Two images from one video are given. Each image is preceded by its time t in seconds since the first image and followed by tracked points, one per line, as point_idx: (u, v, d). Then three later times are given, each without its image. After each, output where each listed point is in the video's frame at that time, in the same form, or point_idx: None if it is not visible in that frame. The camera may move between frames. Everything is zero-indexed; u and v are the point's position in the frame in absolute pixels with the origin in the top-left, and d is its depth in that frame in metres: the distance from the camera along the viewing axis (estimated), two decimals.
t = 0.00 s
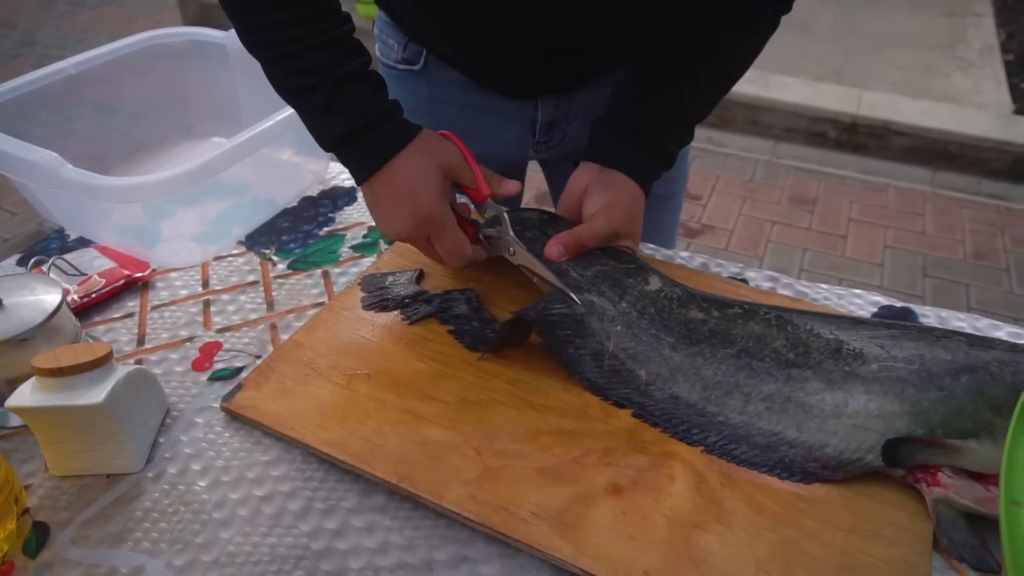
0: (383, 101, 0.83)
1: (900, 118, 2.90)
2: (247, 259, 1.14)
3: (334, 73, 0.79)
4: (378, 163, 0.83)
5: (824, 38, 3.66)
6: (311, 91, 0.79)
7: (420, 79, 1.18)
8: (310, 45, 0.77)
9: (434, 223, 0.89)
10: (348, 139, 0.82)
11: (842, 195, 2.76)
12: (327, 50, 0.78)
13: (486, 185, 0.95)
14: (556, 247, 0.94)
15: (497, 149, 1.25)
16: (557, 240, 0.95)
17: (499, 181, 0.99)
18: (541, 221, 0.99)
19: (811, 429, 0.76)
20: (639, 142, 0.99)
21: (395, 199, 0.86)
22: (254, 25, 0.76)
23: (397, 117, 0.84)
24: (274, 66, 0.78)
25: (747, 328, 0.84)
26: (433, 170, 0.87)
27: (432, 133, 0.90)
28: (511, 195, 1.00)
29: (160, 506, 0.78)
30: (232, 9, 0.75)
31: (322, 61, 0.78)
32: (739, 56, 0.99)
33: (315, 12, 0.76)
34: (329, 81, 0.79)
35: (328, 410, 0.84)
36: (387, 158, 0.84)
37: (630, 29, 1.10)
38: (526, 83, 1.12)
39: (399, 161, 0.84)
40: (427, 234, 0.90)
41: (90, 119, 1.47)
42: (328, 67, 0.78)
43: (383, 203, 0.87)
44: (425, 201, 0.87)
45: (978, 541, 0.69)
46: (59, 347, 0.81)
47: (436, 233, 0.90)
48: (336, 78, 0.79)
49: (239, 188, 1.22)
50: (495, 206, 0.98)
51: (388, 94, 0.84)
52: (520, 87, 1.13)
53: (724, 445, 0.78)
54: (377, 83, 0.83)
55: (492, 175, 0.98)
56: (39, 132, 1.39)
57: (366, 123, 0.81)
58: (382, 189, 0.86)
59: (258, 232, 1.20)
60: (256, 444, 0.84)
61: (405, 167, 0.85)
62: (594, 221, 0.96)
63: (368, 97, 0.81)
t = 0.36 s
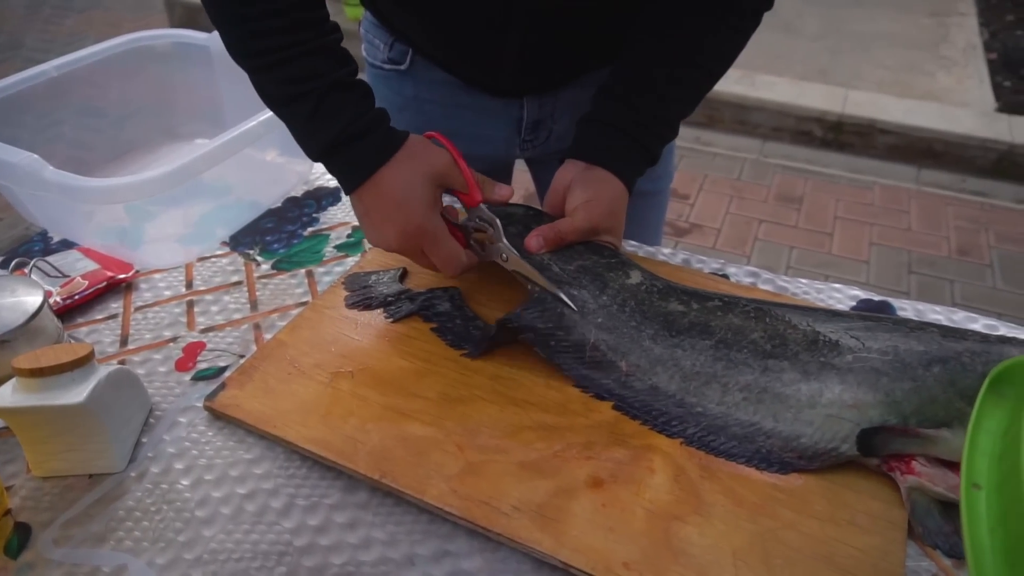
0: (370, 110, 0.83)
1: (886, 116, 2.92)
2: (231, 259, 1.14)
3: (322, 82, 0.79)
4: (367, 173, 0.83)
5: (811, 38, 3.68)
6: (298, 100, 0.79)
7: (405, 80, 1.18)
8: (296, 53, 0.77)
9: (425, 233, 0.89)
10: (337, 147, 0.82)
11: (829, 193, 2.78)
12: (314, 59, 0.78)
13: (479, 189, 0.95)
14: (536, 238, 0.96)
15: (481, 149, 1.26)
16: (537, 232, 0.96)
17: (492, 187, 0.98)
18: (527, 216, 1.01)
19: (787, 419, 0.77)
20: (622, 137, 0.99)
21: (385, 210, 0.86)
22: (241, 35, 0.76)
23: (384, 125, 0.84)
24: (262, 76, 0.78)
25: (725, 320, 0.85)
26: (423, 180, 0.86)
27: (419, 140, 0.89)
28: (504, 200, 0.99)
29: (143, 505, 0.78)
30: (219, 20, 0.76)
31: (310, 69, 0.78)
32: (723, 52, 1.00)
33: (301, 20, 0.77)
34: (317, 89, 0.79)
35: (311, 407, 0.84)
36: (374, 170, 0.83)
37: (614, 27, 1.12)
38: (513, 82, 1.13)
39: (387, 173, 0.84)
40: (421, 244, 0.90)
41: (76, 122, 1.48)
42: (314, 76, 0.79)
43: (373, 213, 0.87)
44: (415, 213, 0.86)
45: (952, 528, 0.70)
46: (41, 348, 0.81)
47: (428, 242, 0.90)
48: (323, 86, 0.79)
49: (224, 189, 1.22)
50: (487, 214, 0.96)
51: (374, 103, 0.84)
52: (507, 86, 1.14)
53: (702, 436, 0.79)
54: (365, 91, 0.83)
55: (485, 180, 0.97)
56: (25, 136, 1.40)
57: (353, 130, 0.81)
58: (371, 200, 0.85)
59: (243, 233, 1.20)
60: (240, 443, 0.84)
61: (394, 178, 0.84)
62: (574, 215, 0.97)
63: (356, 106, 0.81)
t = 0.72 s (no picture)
0: (361, 124, 0.80)
1: (871, 112, 2.94)
2: (213, 257, 1.14)
3: (312, 93, 0.77)
4: (360, 189, 0.81)
5: (796, 35, 3.70)
6: (287, 111, 0.77)
7: (390, 76, 1.18)
8: (284, 64, 0.75)
9: (423, 252, 0.87)
10: (326, 162, 0.79)
11: (814, 189, 2.80)
12: (304, 69, 0.76)
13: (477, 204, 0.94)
14: (514, 229, 0.96)
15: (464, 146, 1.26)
16: (515, 222, 0.96)
17: (490, 196, 0.96)
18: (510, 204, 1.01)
19: (763, 407, 0.79)
20: (602, 133, 1.00)
21: (382, 230, 0.84)
22: (228, 43, 0.73)
23: (375, 139, 0.82)
24: (249, 86, 0.76)
25: (703, 310, 0.87)
26: (421, 199, 0.85)
27: (416, 154, 0.87)
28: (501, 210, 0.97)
29: (124, 500, 0.78)
30: (205, 27, 0.73)
31: (299, 80, 0.76)
32: (704, 50, 1.00)
33: (290, 29, 0.74)
34: (306, 101, 0.76)
35: (292, 402, 0.84)
36: (370, 187, 0.81)
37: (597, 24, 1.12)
38: (496, 79, 1.13)
39: (384, 191, 0.82)
40: (421, 263, 0.88)
41: (60, 124, 1.46)
42: (303, 88, 0.76)
43: (369, 232, 0.85)
44: (413, 232, 0.85)
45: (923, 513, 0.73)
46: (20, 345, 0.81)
47: (428, 261, 0.88)
48: (312, 98, 0.77)
49: (207, 188, 1.24)
50: (485, 227, 0.94)
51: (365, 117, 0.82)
52: (490, 83, 1.14)
53: (681, 424, 0.80)
54: (356, 102, 0.81)
55: (483, 191, 0.95)
56: (8, 138, 1.39)
57: (343, 145, 0.79)
58: (367, 220, 0.83)
59: (225, 230, 1.20)
60: (221, 438, 0.85)
61: (391, 197, 0.82)
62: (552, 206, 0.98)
63: (347, 118, 0.79)
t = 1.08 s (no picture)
0: (339, 119, 0.81)
1: (856, 109, 2.96)
2: (199, 256, 1.14)
3: (289, 87, 0.77)
4: (338, 184, 0.82)
5: (782, 33, 3.72)
6: (265, 105, 0.77)
7: (380, 76, 1.18)
8: (262, 58, 0.75)
9: (405, 247, 0.87)
10: (303, 156, 0.79)
11: (801, 185, 2.82)
12: (282, 62, 0.76)
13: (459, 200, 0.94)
14: (497, 220, 0.96)
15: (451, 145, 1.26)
16: (498, 215, 0.97)
17: (470, 190, 0.97)
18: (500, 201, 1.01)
19: (747, 397, 0.80)
20: (589, 129, 1.01)
21: (361, 225, 0.85)
22: (203, 35, 0.73)
23: (353, 134, 0.82)
24: (225, 79, 0.76)
25: (687, 302, 0.88)
26: (398, 192, 0.85)
27: (396, 151, 0.88)
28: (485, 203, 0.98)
29: (109, 499, 0.78)
30: (181, 17, 0.73)
31: (277, 74, 0.76)
32: (691, 48, 1.01)
33: (268, 23, 0.74)
34: (284, 95, 0.77)
35: (279, 399, 0.84)
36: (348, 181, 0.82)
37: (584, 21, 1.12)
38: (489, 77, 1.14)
39: (363, 184, 0.83)
40: (401, 258, 0.89)
41: (45, 126, 1.46)
42: (280, 81, 0.76)
43: (350, 229, 0.86)
44: (394, 225, 0.85)
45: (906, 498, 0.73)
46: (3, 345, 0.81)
47: (409, 256, 0.89)
48: (289, 93, 0.77)
49: (192, 187, 1.24)
50: (467, 221, 0.95)
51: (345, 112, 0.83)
52: (480, 82, 1.14)
53: (666, 413, 0.81)
54: (335, 97, 0.81)
55: (462, 184, 0.96)
56: None
57: (321, 139, 0.79)
58: (347, 215, 0.85)
59: (210, 228, 1.19)
60: (207, 435, 0.84)
61: (368, 192, 0.83)
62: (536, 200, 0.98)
63: (325, 113, 0.79)
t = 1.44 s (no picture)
0: (334, 117, 0.77)
1: (844, 105, 2.97)
2: (185, 253, 1.12)
3: (282, 85, 0.73)
4: (333, 184, 0.78)
5: (769, 31, 3.74)
6: (256, 104, 0.73)
7: (373, 73, 1.17)
8: (252, 55, 0.71)
9: (401, 243, 0.84)
10: (297, 156, 0.76)
11: (790, 182, 2.83)
12: (274, 60, 0.72)
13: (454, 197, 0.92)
14: (490, 208, 0.95)
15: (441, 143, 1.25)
16: (491, 203, 0.96)
17: (466, 188, 0.96)
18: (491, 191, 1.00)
19: (736, 383, 0.81)
20: (584, 122, 1.00)
21: (355, 222, 0.81)
22: (191, 32, 0.69)
23: (349, 133, 0.79)
24: (215, 78, 0.72)
25: (679, 291, 0.89)
26: (394, 188, 0.82)
27: (387, 147, 0.85)
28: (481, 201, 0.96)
29: (95, 497, 0.77)
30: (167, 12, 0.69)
31: (268, 72, 0.72)
32: (687, 42, 1.01)
33: (258, 18, 0.71)
34: (276, 94, 0.73)
35: (266, 394, 0.84)
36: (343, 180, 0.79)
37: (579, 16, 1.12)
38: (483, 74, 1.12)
39: (358, 183, 0.79)
40: (398, 257, 0.86)
41: (29, 126, 1.44)
42: (273, 80, 0.73)
43: (344, 227, 0.83)
44: (390, 224, 0.82)
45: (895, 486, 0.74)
46: None
47: (405, 255, 0.86)
48: (282, 92, 0.73)
49: (178, 183, 1.23)
50: (465, 216, 0.92)
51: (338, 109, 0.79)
52: (476, 78, 1.13)
53: (656, 401, 0.81)
54: (330, 95, 0.78)
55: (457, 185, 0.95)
56: None
57: (316, 139, 0.76)
58: (340, 213, 0.81)
59: (197, 225, 1.18)
60: (195, 432, 0.83)
61: (363, 188, 0.80)
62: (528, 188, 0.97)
63: (320, 111, 0.76)
